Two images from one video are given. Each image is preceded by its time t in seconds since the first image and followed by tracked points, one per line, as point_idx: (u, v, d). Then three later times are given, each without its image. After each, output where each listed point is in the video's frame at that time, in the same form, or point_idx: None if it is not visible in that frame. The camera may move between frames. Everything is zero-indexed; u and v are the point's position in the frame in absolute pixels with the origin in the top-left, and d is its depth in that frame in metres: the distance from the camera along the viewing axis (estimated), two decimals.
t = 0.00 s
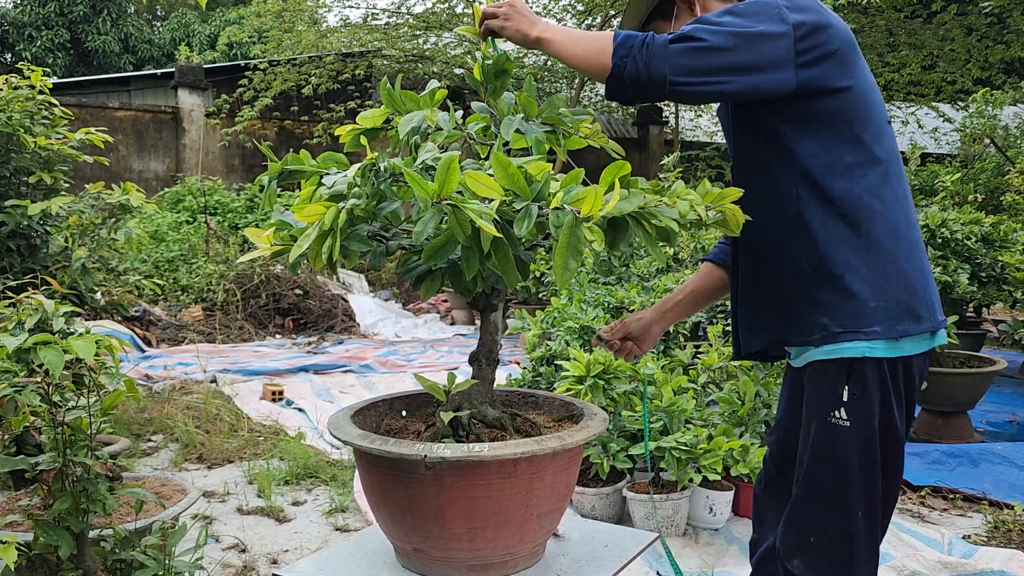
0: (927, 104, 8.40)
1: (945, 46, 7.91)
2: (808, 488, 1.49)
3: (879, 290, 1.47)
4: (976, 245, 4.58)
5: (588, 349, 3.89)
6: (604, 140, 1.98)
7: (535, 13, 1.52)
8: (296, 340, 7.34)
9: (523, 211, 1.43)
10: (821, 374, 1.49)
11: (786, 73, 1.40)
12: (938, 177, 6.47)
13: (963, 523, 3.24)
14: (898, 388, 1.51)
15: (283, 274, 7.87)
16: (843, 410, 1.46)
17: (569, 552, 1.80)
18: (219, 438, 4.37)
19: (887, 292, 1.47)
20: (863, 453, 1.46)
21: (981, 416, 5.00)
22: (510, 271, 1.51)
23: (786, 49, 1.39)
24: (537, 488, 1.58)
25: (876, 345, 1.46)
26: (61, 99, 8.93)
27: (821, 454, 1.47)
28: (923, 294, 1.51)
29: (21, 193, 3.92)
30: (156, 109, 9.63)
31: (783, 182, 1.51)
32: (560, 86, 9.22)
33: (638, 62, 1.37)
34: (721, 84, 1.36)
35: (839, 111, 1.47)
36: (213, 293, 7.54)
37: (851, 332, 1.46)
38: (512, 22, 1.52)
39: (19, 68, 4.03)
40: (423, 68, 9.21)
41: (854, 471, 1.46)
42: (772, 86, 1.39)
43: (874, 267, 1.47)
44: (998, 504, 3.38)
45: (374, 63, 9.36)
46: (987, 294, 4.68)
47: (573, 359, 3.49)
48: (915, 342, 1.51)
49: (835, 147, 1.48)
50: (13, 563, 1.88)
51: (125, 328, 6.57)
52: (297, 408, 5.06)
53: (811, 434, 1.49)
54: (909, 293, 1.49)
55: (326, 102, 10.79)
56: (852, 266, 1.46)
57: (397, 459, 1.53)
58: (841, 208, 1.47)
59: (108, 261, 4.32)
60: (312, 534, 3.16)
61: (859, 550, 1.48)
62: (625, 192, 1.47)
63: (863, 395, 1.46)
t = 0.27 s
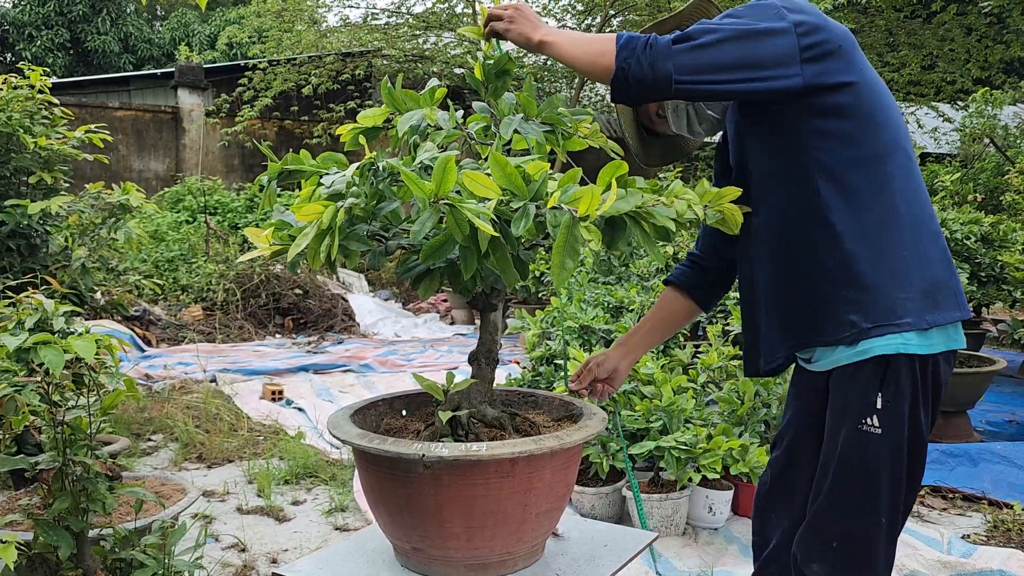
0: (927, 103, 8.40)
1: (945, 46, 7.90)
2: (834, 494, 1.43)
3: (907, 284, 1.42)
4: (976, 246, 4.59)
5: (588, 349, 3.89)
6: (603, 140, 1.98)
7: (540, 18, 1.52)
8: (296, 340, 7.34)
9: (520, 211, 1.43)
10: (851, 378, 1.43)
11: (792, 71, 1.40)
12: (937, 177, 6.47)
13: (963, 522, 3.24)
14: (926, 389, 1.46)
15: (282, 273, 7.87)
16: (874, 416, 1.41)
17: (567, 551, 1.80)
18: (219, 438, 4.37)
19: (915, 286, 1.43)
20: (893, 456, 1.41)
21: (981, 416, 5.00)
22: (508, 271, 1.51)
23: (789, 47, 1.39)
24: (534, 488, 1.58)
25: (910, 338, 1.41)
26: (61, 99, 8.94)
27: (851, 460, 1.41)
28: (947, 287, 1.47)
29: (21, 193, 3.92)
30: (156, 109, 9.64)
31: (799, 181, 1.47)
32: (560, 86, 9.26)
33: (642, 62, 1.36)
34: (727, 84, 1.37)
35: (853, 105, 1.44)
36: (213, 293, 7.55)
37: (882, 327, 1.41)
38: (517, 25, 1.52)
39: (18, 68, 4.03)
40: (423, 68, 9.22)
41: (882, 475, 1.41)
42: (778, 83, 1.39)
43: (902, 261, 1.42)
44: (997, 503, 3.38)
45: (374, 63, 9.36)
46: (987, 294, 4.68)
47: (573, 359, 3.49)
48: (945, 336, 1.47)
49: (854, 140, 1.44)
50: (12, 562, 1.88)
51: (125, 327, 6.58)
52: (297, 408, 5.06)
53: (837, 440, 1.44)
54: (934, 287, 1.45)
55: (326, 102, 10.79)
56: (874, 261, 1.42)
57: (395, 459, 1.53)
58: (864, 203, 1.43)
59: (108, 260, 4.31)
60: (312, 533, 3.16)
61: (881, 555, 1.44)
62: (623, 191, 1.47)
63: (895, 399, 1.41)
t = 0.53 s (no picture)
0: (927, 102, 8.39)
1: (945, 45, 7.90)
2: (845, 497, 1.42)
3: (918, 282, 1.42)
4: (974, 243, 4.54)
5: (587, 348, 3.88)
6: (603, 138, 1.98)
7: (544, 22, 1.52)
8: (295, 338, 7.35)
9: (518, 209, 1.43)
10: (863, 379, 1.42)
11: (794, 72, 1.40)
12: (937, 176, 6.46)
13: (962, 521, 3.24)
14: (939, 390, 1.45)
15: (282, 272, 7.87)
16: (887, 417, 1.40)
17: (565, 549, 1.80)
18: (219, 436, 4.37)
19: (927, 284, 1.42)
20: (905, 457, 1.40)
21: (980, 414, 5.00)
22: (506, 269, 1.51)
23: (790, 49, 1.39)
24: (533, 486, 1.58)
25: (922, 337, 1.40)
26: (61, 97, 8.94)
27: (863, 462, 1.40)
28: (958, 283, 1.47)
29: (20, 191, 3.92)
30: (155, 107, 9.64)
31: (807, 182, 1.46)
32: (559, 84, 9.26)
33: (643, 69, 1.36)
34: (729, 88, 1.36)
35: (857, 105, 1.44)
36: (212, 291, 7.55)
37: (894, 326, 1.40)
38: (520, 27, 1.52)
39: (17, 66, 4.03)
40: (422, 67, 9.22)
41: (893, 476, 1.40)
42: (780, 85, 1.39)
43: (913, 259, 1.42)
44: (996, 502, 3.38)
45: (373, 62, 9.36)
46: (986, 292, 4.67)
47: (573, 357, 3.49)
48: (957, 333, 1.46)
49: (861, 139, 1.43)
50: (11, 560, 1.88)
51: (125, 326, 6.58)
52: (297, 406, 5.06)
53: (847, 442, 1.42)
54: (945, 285, 1.45)
55: (325, 100, 10.79)
56: (884, 260, 1.41)
57: (393, 457, 1.53)
58: (873, 201, 1.42)
59: (107, 259, 4.31)
60: (311, 532, 3.16)
61: (891, 556, 1.42)
62: (621, 189, 1.47)
63: (907, 401, 1.40)
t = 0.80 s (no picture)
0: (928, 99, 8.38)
1: (945, 42, 7.88)
2: (843, 494, 1.41)
3: (916, 278, 1.41)
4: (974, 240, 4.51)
5: (587, 345, 3.88)
6: (601, 133, 1.97)
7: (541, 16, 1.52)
8: (295, 335, 7.35)
9: (517, 204, 1.43)
10: (861, 376, 1.41)
11: (790, 67, 1.39)
12: (937, 173, 6.46)
13: (961, 518, 3.24)
14: (937, 388, 1.45)
15: (282, 270, 7.87)
16: (884, 415, 1.40)
17: (564, 545, 1.80)
18: (218, 433, 4.37)
19: (926, 279, 1.41)
20: (902, 455, 1.40)
21: (980, 411, 4.99)
22: (505, 264, 1.51)
23: (785, 43, 1.39)
24: (531, 482, 1.58)
25: (919, 333, 1.40)
26: (60, 94, 8.94)
27: (861, 460, 1.39)
28: (956, 280, 1.46)
29: (19, 188, 3.93)
30: (155, 105, 9.63)
31: (805, 178, 1.46)
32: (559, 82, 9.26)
33: (640, 60, 1.35)
34: (724, 82, 1.36)
35: (854, 99, 1.43)
36: (212, 289, 7.55)
37: (892, 322, 1.39)
38: (517, 22, 1.52)
39: (16, 63, 4.02)
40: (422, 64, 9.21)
41: (891, 474, 1.40)
42: (777, 79, 1.38)
43: (912, 255, 1.41)
44: (996, 499, 3.37)
45: (373, 59, 9.35)
46: (986, 289, 4.66)
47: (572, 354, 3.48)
48: (957, 329, 1.45)
49: (859, 134, 1.43)
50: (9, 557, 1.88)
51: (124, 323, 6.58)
52: (296, 403, 5.06)
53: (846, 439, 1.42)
54: (945, 281, 1.44)
55: (325, 98, 10.78)
56: (882, 256, 1.41)
57: (392, 453, 1.53)
58: (871, 198, 1.42)
59: (106, 256, 4.31)
60: (310, 528, 3.16)
61: (888, 555, 1.42)
62: (619, 184, 1.47)
63: (906, 399, 1.39)
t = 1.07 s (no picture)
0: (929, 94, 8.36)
1: (946, 36, 7.86)
2: (838, 488, 1.41)
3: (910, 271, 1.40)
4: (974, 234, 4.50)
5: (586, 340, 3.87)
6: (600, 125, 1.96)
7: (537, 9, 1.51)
8: (295, 330, 7.34)
9: (517, 196, 1.42)
10: (854, 369, 1.41)
11: (784, 59, 1.38)
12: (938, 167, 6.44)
13: (961, 512, 3.23)
14: (932, 382, 1.45)
15: (281, 265, 7.86)
16: (878, 409, 1.39)
17: (563, 539, 1.79)
18: (217, 428, 4.37)
19: (919, 273, 1.40)
20: (896, 449, 1.39)
21: (980, 406, 4.99)
22: (504, 257, 1.49)
23: (780, 34, 1.38)
24: (531, 476, 1.57)
25: (910, 327, 1.38)
26: (59, 89, 8.93)
27: (855, 454, 1.38)
28: (952, 273, 1.45)
29: (17, 182, 3.91)
30: (154, 100, 9.61)
31: (800, 170, 1.45)
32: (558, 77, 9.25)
33: (634, 53, 1.34)
34: (718, 75, 1.35)
35: (848, 91, 1.42)
36: (212, 284, 7.54)
37: (883, 315, 1.38)
38: (513, 15, 1.51)
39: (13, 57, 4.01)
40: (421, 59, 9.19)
41: (885, 469, 1.39)
42: (770, 72, 1.37)
43: (906, 247, 1.39)
44: (996, 493, 3.37)
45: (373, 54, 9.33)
46: (987, 284, 4.65)
47: (572, 349, 3.47)
48: (951, 323, 1.44)
49: (853, 127, 1.42)
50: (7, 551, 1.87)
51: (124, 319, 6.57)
52: (296, 398, 5.06)
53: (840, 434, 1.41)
54: (940, 274, 1.42)
55: (325, 93, 10.75)
56: (877, 249, 1.40)
57: (391, 447, 1.52)
58: (866, 190, 1.41)
59: (105, 251, 4.30)
60: (310, 523, 3.15)
61: (884, 550, 1.41)
62: (619, 176, 1.46)
63: (899, 393, 1.39)
